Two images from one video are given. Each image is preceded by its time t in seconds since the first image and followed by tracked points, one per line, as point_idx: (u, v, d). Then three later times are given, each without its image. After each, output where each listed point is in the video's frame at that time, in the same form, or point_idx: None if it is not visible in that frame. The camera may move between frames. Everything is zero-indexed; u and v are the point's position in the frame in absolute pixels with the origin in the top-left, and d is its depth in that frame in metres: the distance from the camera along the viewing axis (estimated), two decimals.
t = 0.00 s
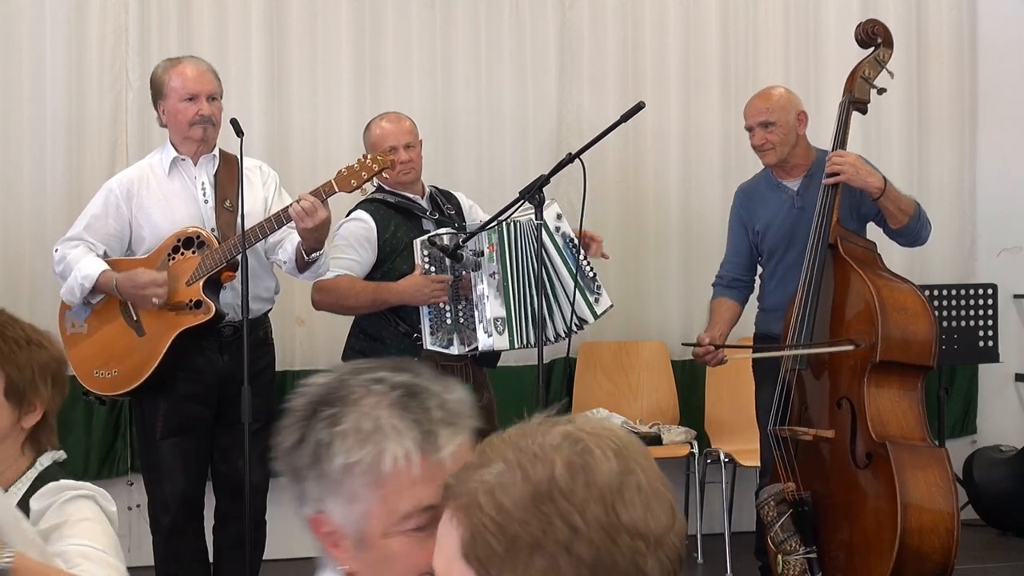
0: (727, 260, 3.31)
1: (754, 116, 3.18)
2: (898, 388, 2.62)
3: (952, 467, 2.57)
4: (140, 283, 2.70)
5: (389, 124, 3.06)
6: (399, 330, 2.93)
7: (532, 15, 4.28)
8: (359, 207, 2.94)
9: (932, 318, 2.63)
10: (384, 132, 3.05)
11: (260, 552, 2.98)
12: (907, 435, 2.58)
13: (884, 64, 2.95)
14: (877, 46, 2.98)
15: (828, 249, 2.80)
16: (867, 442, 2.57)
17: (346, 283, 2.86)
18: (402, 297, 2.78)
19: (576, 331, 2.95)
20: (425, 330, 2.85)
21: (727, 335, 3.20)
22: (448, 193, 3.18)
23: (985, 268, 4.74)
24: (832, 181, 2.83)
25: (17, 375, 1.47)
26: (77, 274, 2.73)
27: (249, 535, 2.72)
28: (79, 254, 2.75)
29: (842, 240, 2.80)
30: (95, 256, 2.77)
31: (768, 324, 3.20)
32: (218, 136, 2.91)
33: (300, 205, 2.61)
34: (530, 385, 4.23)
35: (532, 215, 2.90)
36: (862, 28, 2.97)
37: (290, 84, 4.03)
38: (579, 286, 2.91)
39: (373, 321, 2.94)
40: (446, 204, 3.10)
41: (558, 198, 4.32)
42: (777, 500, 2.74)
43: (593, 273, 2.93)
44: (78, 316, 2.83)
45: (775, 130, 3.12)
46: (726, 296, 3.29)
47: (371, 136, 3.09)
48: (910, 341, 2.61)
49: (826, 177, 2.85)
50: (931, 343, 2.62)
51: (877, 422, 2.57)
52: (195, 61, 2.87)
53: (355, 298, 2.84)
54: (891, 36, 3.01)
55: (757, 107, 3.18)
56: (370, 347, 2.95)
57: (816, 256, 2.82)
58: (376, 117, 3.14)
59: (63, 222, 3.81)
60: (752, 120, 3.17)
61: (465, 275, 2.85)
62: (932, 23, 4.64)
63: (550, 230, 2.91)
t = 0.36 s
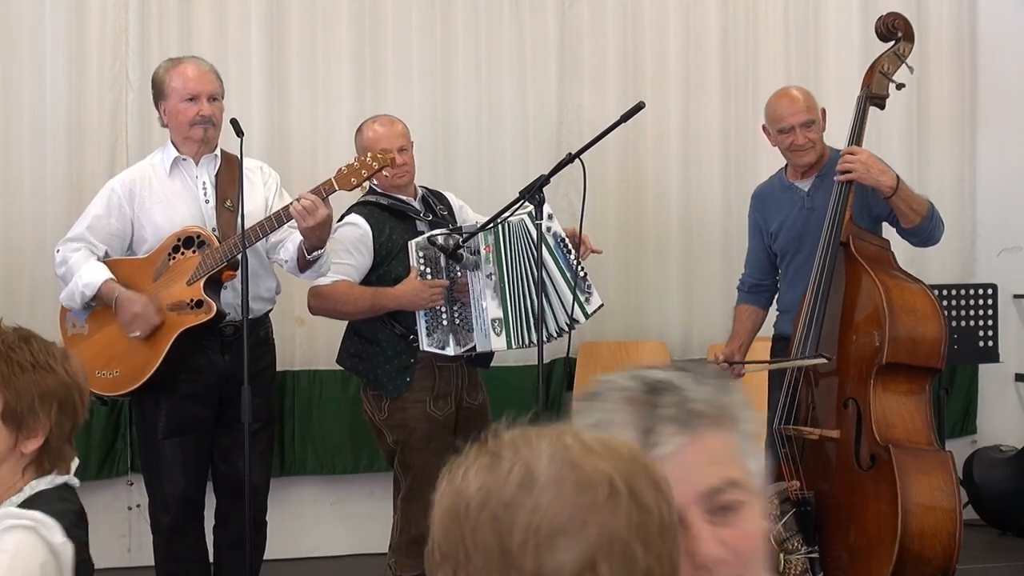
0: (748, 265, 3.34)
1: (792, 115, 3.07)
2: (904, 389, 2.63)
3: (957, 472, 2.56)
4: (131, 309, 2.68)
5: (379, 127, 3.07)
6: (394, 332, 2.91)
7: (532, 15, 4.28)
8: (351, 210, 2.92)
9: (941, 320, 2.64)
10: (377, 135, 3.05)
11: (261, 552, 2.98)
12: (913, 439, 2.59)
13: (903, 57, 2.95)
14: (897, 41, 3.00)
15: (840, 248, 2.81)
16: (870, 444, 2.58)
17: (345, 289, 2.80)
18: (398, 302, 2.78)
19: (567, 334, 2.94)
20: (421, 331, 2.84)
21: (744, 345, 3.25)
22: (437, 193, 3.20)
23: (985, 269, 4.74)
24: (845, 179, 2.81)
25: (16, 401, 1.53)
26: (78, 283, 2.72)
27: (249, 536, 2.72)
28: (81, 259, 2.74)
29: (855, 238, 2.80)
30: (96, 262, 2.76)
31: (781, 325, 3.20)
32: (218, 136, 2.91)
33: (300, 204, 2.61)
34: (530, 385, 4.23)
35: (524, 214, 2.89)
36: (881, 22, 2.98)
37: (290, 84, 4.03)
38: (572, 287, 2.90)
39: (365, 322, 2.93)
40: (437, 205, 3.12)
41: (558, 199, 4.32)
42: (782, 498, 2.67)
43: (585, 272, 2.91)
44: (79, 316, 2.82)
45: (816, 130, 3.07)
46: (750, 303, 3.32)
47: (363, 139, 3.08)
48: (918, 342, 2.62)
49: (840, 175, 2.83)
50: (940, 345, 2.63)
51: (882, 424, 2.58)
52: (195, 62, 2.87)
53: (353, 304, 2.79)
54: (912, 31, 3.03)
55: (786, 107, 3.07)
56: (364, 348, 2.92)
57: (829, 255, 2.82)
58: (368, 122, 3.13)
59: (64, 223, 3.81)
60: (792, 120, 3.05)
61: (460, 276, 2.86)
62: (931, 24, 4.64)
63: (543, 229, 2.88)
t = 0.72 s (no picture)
0: (759, 268, 3.32)
1: (795, 121, 3.06)
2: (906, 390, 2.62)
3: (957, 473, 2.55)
4: (135, 292, 2.68)
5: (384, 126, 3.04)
6: (394, 332, 2.91)
7: (532, 14, 4.28)
8: (350, 209, 2.92)
9: (942, 320, 2.64)
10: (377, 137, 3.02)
11: (261, 552, 2.97)
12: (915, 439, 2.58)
13: (917, 56, 2.94)
14: (911, 39, 2.99)
15: (846, 248, 2.79)
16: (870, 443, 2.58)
17: (346, 289, 2.81)
18: (403, 301, 2.78)
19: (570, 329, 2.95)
20: (422, 330, 2.85)
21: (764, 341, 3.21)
22: (431, 192, 3.20)
23: (985, 269, 4.73)
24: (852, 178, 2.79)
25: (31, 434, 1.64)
26: (77, 276, 2.71)
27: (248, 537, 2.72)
28: (80, 254, 2.74)
29: (861, 238, 2.78)
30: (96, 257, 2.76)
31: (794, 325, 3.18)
32: (219, 136, 2.91)
33: (300, 203, 2.61)
34: (530, 385, 4.23)
35: (524, 214, 2.87)
36: (896, 22, 2.97)
37: (290, 85, 4.03)
38: (571, 285, 2.90)
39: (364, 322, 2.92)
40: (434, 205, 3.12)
41: (558, 199, 4.32)
42: (782, 497, 2.77)
43: (579, 273, 2.91)
44: (79, 316, 2.83)
45: (818, 136, 3.06)
46: (765, 302, 3.28)
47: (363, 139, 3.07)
48: (919, 342, 2.62)
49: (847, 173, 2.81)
50: (941, 346, 2.62)
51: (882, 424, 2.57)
52: (196, 62, 2.87)
53: (355, 305, 2.79)
54: (926, 30, 3.01)
55: (789, 113, 3.08)
56: (364, 348, 2.92)
57: (834, 254, 2.79)
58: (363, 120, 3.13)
59: (64, 222, 3.81)
60: (795, 126, 3.05)
61: (461, 276, 2.86)
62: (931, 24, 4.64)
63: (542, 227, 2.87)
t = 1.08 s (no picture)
0: (760, 259, 3.34)
1: (791, 127, 3.06)
2: (905, 389, 2.62)
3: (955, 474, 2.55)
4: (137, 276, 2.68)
5: (396, 127, 3.03)
6: (395, 331, 2.90)
7: (532, 15, 4.28)
8: (350, 208, 2.91)
9: (944, 323, 2.64)
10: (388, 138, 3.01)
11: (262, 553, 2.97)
12: (912, 438, 2.59)
13: (924, 57, 2.93)
14: (919, 41, 2.97)
15: (850, 248, 2.79)
16: (868, 441, 2.58)
17: (347, 283, 2.81)
18: (402, 296, 2.77)
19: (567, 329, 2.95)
20: (423, 330, 2.84)
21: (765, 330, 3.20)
22: (426, 193, 3.23)
23: (985, 269, 4.73)
24: (858, 177, 2.79)
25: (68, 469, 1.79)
26: (81, 266, 2.72)
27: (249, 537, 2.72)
28: (81, 250, 2.75)
29: (865, 237, 2.78)
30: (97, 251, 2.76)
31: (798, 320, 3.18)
32: (219, 136, 2.90)
33: (300, 204, 2.60)
34: (530, 384, 4.23)
35: (524, 213, 2.89)
36: (903, 23, 2.96)
37: (290, 85, 4.02)
38: (568, 286, 2.91)
39: (364, 321, 2.92)
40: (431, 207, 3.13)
41: (558, 199, 4.32)
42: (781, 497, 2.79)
43: (575, 277, 2.92)
44: (79, 314, 2.83)
45: (814, 144, 3.04)
46: (764, 292, 3.30)
47: (368, 137, 3.04)
48: (919, 343, 2.62)
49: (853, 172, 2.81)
50: (942, 348, 2.62)
51: (880, 423, 2.57)
52: (195, 61, 2.87)
53: (356, 298, 2.79)
54: (935, 33, 2.99)
55: (792, 115, 3.08)
56: (364, 348, 2.91)
57: (837, 254, 2.80)
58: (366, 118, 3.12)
59: (64, 222, 3.81)
60: (790, 131, 3.07)
61: (461, 275, 2.87)
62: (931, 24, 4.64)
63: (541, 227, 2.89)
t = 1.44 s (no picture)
0: (763, 259, 3.30)
1: (790, 124, 3.10)
2: (906, 389, 2.62)
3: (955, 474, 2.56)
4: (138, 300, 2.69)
5: (400, 128, 3.03)
6: (396, 331, 2.89)
7: (532, 15, 4.28)
8: (350, 208, 2.92)
9: (944, 323, 2.64)
10: (392, 138, 3.01)
11: (261, 552, 2.97)
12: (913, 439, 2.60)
13: (923, 57, 2.93)
14: (918, 41, 2.97)
15: (849, 248, 2.79)
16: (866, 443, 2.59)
17: (345, 282, 2.81)
18: (402, 292, 2.78)
19: (566, 329, 2.95)
20: (425, 329, 2.85)
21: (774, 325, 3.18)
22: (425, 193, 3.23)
23: (985, 269, 4.73)
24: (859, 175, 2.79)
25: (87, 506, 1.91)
26: (80, 278, 2.70)
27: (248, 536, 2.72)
28: (82, 256, 2.73)
29: (864, 238, 2.78)
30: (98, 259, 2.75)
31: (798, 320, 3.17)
32: (220, 137, 2.90)
33: (301, 203, 2.60)
34: (530, 384, 4.23)
35: (523, 213, 2.89)
36: (902, 23, 2.96)
37: (290, 85, 4.03)
38: (567, 287, 2.91)
39: (364, 321, 2.92)
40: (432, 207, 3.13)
41: (558, 199, 4.31)
42: (782, 497, 2.84)
43: (574, 278, 2.92)
44: (80, 316, 2.83)
45: (808, 143, 3.06)
46: (771, 291, 3.26)
47: (371, 136, 3.04)
48: (919, 345, 2.63)
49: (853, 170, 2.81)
50: (941, 349, 2.62)
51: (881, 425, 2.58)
52: (196, 61, 2.87)
53: (353, 296, 2.79)
54: (934, 33, 2.99)
55: (796, 112, 3.10)
56: (365, 348, 2.91)
57: (835, 254, 2.80)
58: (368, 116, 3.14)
59: (63, 221, 3.81)
60: (788, 127, 3.10)
61: (461, 274, 2.86)
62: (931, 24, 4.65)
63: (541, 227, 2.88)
